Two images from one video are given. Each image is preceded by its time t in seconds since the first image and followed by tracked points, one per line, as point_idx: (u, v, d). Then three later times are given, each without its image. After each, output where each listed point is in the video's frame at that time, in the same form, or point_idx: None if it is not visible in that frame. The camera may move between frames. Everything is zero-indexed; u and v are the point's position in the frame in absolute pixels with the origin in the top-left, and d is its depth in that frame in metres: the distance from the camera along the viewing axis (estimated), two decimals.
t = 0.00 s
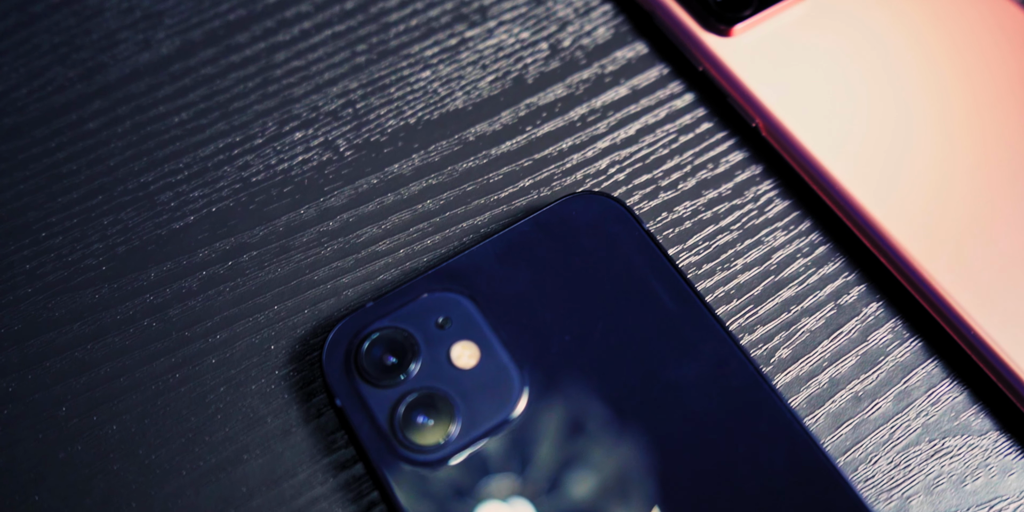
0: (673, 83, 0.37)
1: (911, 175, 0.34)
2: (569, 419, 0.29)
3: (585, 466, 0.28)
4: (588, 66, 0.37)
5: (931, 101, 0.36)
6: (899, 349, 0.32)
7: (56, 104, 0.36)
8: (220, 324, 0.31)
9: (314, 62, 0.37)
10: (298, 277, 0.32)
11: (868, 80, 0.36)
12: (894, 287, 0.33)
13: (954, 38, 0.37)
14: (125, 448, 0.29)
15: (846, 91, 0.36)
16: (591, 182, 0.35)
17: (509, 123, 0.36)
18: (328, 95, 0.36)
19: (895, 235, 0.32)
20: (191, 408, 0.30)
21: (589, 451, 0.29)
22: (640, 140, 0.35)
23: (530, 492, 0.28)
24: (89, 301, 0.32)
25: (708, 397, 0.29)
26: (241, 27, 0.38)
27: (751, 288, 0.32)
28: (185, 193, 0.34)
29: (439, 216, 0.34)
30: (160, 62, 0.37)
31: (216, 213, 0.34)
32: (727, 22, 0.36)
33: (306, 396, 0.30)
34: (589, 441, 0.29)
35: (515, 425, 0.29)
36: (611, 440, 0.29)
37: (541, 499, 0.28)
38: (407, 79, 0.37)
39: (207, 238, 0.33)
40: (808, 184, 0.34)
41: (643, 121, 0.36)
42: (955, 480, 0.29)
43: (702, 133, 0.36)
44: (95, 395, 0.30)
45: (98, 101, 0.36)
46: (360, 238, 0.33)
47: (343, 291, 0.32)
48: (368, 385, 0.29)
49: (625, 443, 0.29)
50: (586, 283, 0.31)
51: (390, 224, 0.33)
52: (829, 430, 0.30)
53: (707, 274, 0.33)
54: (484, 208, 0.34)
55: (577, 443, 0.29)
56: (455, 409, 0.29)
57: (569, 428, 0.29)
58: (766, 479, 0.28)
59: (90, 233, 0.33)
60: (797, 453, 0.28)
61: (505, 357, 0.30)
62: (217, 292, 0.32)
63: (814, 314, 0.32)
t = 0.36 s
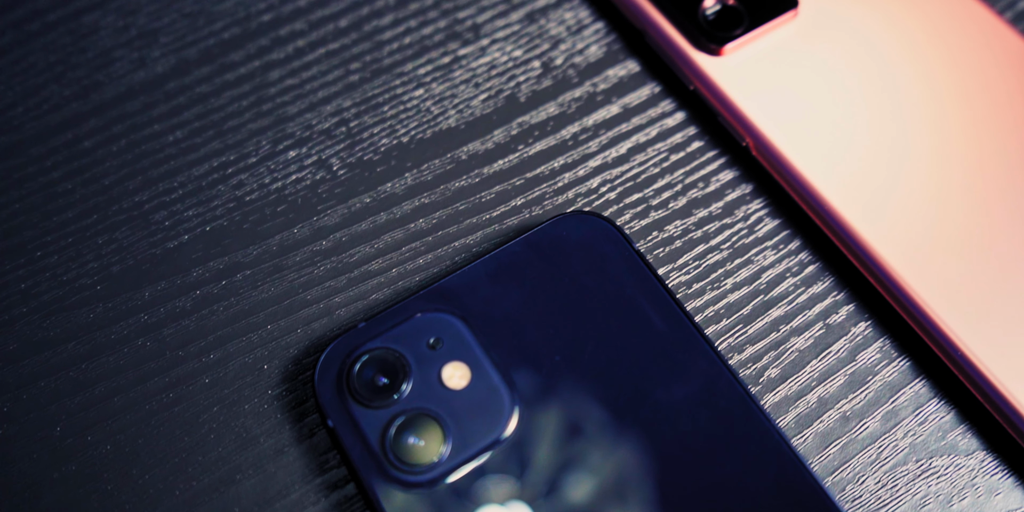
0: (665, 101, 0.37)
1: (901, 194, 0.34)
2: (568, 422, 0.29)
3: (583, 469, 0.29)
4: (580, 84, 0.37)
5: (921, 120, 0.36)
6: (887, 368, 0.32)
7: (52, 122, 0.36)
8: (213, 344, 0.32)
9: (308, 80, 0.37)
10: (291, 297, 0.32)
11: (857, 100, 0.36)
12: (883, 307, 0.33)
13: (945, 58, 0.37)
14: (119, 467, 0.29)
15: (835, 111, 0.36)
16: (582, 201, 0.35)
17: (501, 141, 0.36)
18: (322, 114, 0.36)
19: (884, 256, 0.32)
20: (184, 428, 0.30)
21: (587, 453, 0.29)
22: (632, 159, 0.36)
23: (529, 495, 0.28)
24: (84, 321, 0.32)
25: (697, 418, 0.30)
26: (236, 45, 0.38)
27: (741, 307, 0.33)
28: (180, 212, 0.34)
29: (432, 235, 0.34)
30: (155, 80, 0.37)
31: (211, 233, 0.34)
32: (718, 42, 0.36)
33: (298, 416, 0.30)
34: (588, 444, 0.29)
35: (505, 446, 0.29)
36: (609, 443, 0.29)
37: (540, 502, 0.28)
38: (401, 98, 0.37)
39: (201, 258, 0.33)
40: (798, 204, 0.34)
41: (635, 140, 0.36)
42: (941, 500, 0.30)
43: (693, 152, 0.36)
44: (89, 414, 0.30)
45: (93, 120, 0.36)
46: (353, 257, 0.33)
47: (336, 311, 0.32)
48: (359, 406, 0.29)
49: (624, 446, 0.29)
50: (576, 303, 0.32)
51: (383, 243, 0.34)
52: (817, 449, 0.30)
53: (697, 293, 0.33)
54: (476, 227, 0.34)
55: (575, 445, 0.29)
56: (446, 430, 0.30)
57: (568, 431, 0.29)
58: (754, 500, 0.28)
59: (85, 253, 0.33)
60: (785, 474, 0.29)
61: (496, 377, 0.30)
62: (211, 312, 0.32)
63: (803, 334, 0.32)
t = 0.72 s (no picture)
0: (656, 120, 0.38)
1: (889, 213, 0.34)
2: (566, 426, 0.30)
3: (582, 472, 0.29)
4: (572, 103, 0.38)
5: (910, 139, 0.36)
6: (874, 387, 0.32)
7: (50, 141, 0.37)
8: (208, 363, 0.32)
9: (303, 99, 0.38)
10: (285, 316, 0.33)
11: (845, 118, 0.37)
12: (870, 326, 0.33)
13: (934, 78, 0.38)
14: (115, 485, 0.30)
15: (824, 129, 0.36)
16: (573, 220, 0.35)
17: (493, 160, 0.36)
18: (316, 133, 0.37)
19: (870, 275, 0.33)
20: (180, 446, 0.31)
21: (586, 456, 0.30)
22: (623, 178, 0.36)
23: (528, 499, 0.29)
24: (81, 340, 0.32)
25: (685, 437, 0.30)
26: (232, 63, 0.38)
27: (730, 326, 0.33)
28: (176, 231, 0.35)
29: (424, 253, 0.34)
30: (151, 99, 0.38)
31: (206, 251, 0.34)
32: (707, 61, 0.37)
33: (292, 434, 0.31)
34: (586, 447, 0.30)
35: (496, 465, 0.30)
36: (607, 447, 0.30)
37: (536, 506, 0.29)
38: (395, 116, 0.37)
39: (196, 276, 0.34)
40: (786, 223, 0.35)
41: (625, 158, 0.37)
42: None
43: (683, 171, 0.36)
44: (86, 433, 0.31)
45: (90, 138, 0.37)
46: (346, 276, 0.34)
47: (330, 329, 0.33)
48: (352, 425, 0.30)
49: (621, 449, 0.30)
50: (567, 322, 0.32)
51: (377, 261, 0.34)
52: (804, 468, 0.31)
53: (686, 312, 0.33)
54: (468, 246, 0.34)
55: (575, 448, 0.30)
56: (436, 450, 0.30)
57: (567, 434, 0.30)
58: None
59: (82, 271, 0.34)
60: (771, 494, 0.29)
61: (487, 397, 0.31)
62: (206, 331, 0.33)
63: (791, 353, 0.33)
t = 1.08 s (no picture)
0: (646, 138, 0.38)
1: (873, 231, 0.35)
2: (564, 428, 0.31)
3: (579, 475, 0.30)
4: (564, 121, 0.39)
5: (895, 158, 0.37)
6: (858, 403, 0.33)
7: (49, 159, 0.37)
8: (205, 379, 0.33)
9: (298, 117, 0.38)
10: (280, 333, 0.33)
11: (834, 138, 0.37)
12: (854, 343, 0.34)
13: (918, 97, 0.39)
14: (113, 501, 0.31)
15: (812, 149, 0.37)
16: (564, 238, 0.36)
17: (486, 178, 0.37)
18: (312, 151, 0.38)
19: (854, 293, 0.33)
20: (177, 462, 0.31)
21: (585, 457, 0.30)
22: (613, 196, 0.37)
23: (526, 500, 0.30)
24: (80, 356, 0.33)
25: (672, 453, 0.30)
26: (229, 82, 0.39)
27: (717, 343, 0.34)
28: (173, 249, 0.35)
29: (417, 271, 0.35)
30: (149, 117, 0.38)
31: (203, 269, 0.35)
32: (696, 81, 0.37)
33: (287, 450, 0.31)
34: (584, 448, 0.31)
35: (487, 482, 0.30)
36: (605, 448, 0.31)
37: (534, 508, 0.30)
38: (389, 134, 0.38)
39: (193, 294, 0.34)
40: (773, 240, 0.36)
41: (616, 177, 0.37)
42: None
43: (672, 189, 0.37)
44: (84, 449, 0.31)
45: (89, 157, 0.37)
46: (340, 293, 0.34)
47: (324, 346, 0.33)
48: (345, 442, 0.30)
49: (619, 450, 0.31)
50: (557, 338, 0.33)
51: (371, 279, 0.35)
52: (789, 483, 0.31)
53: (674, 329, 0.34)
54: (460, 263, 0.35)
55: (573, 449, 0.31)
56: (427, 467, 0.31)
57: (565, 436, 0.31)
58: None
59: (81, 289, 0.34)
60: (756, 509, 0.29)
61: (478, 413, 0.31)
62: (203, 348, 0.33)
63: (777, 369, 0.33)
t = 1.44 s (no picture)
0: (636, 153, 0.39)
1: (858, 246, 0.36)
2: (564, 430, 0.32)
3: (578, 476, 0.31)
4: (555, 137, 0.39)
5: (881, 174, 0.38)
6: (842, 415, 0.34)
7: (50, 175, 0.38)
8: (202, 392, 0.33)
9: (295, 133, 0.39)
10: (276, 346, 0.34)
11: (821, 154, 0.38)
12: (839, 356, 0.35)
13: (904, 114, 0.39)
14: None
15: (801, 165, 0.38)
16: (555, 252, 0.37)
17: (478, 194, 0.38)
18: (308, 166, 0.38)
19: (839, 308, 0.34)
20: (175, 474, 0.32)
21: (583, 458, 0.31)
22: (603, 211, 0.37)
23: (525, 501, 0.31)
24: (80, 369, 0.34)
25: (659, 465, 0.31)
26: (226, 98, 0.40)
27: (704, 356, 0.34)
28: (172, 263, 0.36)
29: (411, 285, 0.36)
30: (148, 133, 0.39)
31: (200, 283, 0.35)
32: (685, 98, 0.38)
33: (282, 462, 0.32)
34: (583, 449, 0.32)
35: (478, 494, 0.31)
36: (603, 449, 0.31)
37: (533, 509, 0.31)
38: (384, 150, 0.39)
39: (191, 308, 0.35)
40: (760, 254, 0.36)
41: (606, 192, 0.38)
42: None
43: (662, 204, 0.38)
44: (84, 460, 0.32)
45: (89, 172, 0.38)
46: (335, 307, 0.35)
47: (320, 359, 0.34)
48: (340, 454, 0.31)
49: (618, 451, 0.31)
50: (548, 352, 0.33)
51: (366, 293, 0.35)
52: (774, 494, 0.32)
53: (662, 343, 0.35)
54: (453, 277, 0.36)
55: (572, 450, 0.31)
56: (419, 479, 0.31)
57: (564, 437, 0.32)
58: None
59: (81, 303, 0.35)
60: None
61: (470, 426, 0.32)
62: (200, 361, 0.34)
63: (763, 382, 0.34)
